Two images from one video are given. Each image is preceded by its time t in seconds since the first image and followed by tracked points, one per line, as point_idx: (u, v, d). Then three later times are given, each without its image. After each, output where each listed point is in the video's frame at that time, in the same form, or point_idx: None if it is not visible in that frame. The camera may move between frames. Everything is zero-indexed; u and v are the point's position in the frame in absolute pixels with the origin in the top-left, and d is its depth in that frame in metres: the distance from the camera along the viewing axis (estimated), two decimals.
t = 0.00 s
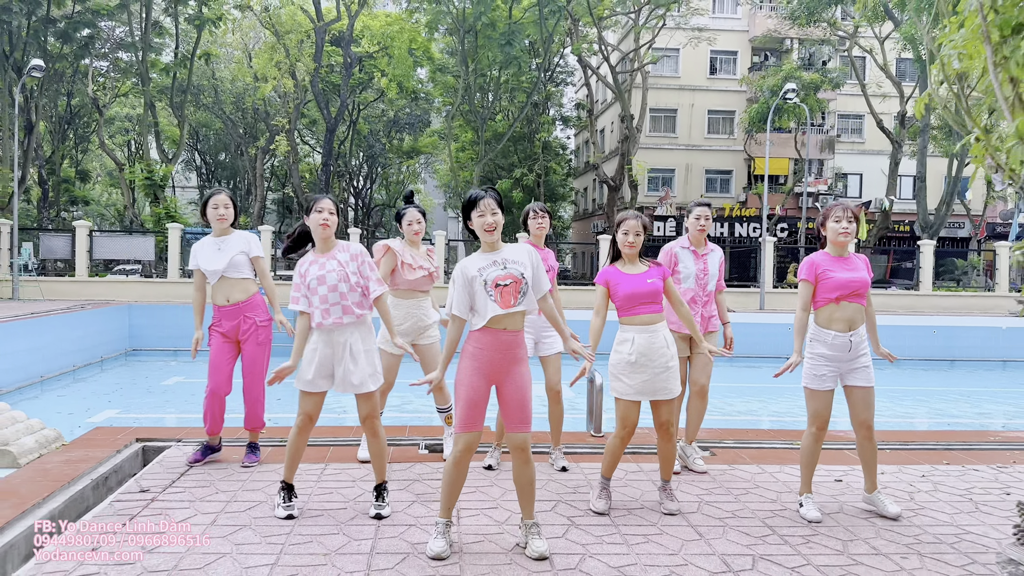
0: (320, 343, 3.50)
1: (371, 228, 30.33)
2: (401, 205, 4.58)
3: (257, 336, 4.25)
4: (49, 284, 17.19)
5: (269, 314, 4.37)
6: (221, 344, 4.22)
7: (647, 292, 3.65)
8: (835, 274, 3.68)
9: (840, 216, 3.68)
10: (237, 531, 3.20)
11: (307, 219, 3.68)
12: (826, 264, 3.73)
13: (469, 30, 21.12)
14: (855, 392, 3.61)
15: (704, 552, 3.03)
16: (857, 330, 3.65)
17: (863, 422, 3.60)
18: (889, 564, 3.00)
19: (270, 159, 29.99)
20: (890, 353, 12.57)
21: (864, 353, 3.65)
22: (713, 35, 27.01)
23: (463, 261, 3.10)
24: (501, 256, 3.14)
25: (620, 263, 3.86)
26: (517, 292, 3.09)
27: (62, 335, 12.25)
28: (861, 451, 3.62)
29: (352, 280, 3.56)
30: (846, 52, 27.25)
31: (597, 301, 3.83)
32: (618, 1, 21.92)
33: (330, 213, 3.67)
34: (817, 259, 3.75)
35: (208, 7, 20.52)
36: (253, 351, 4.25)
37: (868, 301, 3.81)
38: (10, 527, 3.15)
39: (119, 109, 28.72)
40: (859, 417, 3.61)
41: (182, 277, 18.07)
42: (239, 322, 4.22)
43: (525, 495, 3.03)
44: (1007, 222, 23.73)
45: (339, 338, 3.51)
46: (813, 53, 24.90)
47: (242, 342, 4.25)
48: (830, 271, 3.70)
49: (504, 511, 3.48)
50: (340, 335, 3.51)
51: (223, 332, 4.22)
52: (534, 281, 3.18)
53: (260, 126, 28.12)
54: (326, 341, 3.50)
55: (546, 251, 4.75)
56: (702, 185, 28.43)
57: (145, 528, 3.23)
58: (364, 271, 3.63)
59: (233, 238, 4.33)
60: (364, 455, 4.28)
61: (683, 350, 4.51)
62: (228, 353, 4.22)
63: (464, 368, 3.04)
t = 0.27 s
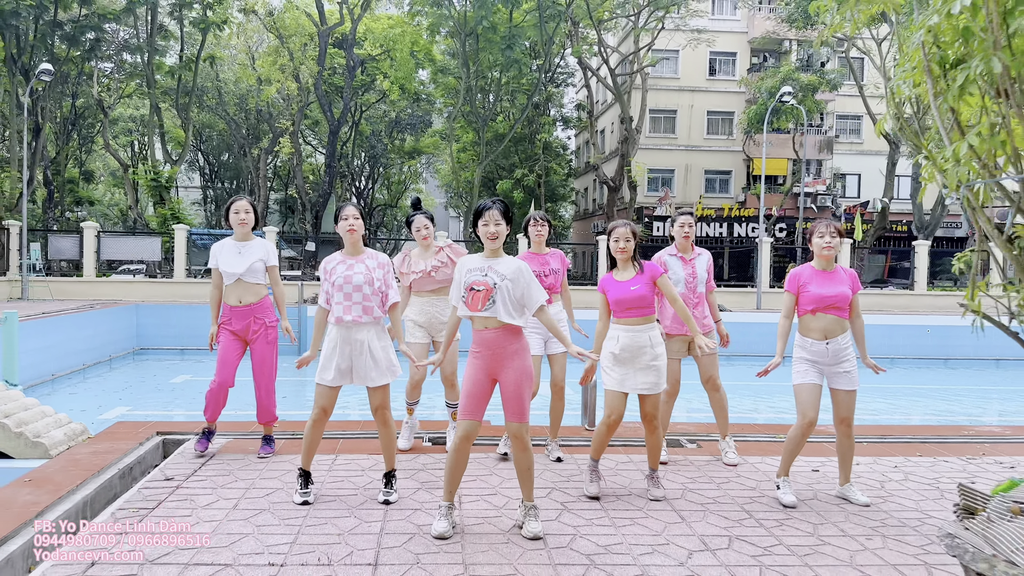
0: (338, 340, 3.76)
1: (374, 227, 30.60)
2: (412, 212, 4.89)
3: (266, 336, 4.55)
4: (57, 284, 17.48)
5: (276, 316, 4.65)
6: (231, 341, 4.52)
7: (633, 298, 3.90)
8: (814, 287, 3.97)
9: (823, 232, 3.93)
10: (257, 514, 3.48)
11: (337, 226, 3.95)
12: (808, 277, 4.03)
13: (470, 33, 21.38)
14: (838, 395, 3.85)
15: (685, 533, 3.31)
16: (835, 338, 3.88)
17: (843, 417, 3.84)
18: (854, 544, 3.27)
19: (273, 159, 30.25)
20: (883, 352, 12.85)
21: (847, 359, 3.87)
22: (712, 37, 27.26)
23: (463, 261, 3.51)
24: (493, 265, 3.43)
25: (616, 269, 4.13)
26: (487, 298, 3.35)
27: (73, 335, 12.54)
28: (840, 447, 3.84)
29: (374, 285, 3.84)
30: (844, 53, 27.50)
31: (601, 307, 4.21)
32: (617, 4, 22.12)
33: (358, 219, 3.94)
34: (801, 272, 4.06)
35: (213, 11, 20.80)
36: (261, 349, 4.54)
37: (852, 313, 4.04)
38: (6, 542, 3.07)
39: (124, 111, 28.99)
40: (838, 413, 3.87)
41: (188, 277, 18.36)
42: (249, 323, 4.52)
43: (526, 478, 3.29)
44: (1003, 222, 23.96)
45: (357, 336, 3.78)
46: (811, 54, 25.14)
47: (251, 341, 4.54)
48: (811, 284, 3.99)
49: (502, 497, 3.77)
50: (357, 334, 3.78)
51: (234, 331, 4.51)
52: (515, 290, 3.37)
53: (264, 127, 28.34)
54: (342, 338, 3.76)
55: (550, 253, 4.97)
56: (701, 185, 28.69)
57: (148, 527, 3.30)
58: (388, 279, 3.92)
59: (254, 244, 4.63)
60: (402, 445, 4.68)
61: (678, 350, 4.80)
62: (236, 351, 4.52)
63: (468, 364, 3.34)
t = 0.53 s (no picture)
0: (333, 348, 3.99)
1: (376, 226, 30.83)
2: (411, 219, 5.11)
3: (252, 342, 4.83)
4: (65, 284, 17.73)
5: (259, 325, 4.91)
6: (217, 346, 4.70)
7: (609, 303, 4.19)
8: (783, 290, 4.22)
9: (789, 240, 4.21)
10: (268, 505, 3.74)
11: (347, 240, 4.21)
12: (777, 282, 4.28)
13: (472, 35, 21.59)
14: (795, 394, 4.12)
15: (665, 522, 3.56)
16: (798, 341, 4.14)
17: (805, 420, 4.08)
18: (822, 532, 3.52)
19: (276, 159, 30.46)
20: (876, 351, 13.09)
21: (804, 362, 4.15)
22: (712, 37, 27.46)
23: (457, 266, 3.71)
24: (488, 275, 3.66)
25: (604, 274, 4.41)
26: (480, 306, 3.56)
27: (81, 334, 12.79)
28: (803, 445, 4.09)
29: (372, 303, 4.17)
30: (843, 54, 27.70)
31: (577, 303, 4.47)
32: (617, 7, 22.29)
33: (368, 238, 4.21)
34: (770, 278, 4.30)
35: (218, 13, 21.03)
36: (248, 354, 4.80)
37: (816, 318, 4.31)
38: (9, 548, 3.03)
39: (128, 111, 29.21)
40: (801, 416, 4.10)
41: (193, 276, 18.62)
42: (239, 329, 4.76)
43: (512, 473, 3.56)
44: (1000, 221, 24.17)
45: (350, 346, 4.03)
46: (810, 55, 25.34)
47: (237, 347, 4.79)
48: (779, 287, 4.24)
49: (496, 488, 4.02)
50: (352, 343, 4.04)
51: (222, 335, 4.71)
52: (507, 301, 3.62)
53: (267, 127, 28.54)
54: (339, 346, 4.00)
55: (536, 258, 5.28)
56: (701, 185, 28.90)
57: (145, 527, 3.43)
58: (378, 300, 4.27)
59: (254, 254, 4.90)
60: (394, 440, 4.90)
61: (664, 353, 5.08)
62: (223, 354, 4.72)
63: (444, 362, 3.57)
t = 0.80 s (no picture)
0: (353, 342, 4.17)
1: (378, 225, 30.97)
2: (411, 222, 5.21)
3: (264, 338, 4.99)
4: (70, 283, 17.91)
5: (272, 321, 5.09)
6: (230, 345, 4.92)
7: (609, 304, 4.33)
8: (770, 289, 4.38)
9: (775, 241, 4.36)
10: (275, 498, 3.92)
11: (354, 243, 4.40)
12: (763, 281, 4.43)
13: (473, 35, 21.70)
14: (784, 386, 4.28)
15: (654, 515, 3.73)
16: (785, 338, 4.33)
17: (796, 414, 4.21)
18: (804, 525, 3.69)
19: (279, 158, 30.58)
20: (873, 349, 13.23)
21: (790, 358, 4.33)
22: (713, 37, 27.57)
23: (463, 271, 3.82)
24: (496, 276, 3.86)
25: (595, 273, 4.54)
26: (504, 306, 3.78)
27: (88, 333, 12.97)
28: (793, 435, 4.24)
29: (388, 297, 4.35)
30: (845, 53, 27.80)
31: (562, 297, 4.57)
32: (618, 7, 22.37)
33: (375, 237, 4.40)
34: (758, 278, 4.44)
35: (221, 14, 21.17)
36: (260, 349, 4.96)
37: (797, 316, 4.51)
38: (14, 549, 3.08)
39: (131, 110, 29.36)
40: (792, 409, 4.23)
41: (197, 275, 18.78)
42: (249, 326, 4.94)
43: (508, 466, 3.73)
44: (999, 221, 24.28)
45: (370, 339, 4.19)
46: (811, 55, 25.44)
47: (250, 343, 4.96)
48: (766, 286, 4.40)
49: (494, 483, 4.20)
50: (371, 337, 4.20)
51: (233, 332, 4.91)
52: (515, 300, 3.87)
53: (270, 126, 28.64)
54: (358, 341, 4.17)
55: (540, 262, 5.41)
56: (702, 183, 29.02)
57: (146, 528, 3.50)
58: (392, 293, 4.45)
59: (257, 253, 5.03)
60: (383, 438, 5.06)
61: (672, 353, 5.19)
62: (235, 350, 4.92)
63: (454, 360, 3.70)
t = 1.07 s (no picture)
0: (371, 342, 4.31)
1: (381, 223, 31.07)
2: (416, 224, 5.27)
3: (290, 336, 5.08)
4: (75, 280, 18.05)
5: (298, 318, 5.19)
6: (261, 342, 5.06)
7: (623, 301, 4.41)
8: (775, 290, 4.48)
9: (782, 244, 4.46)
10: (281, 487, 4.03)
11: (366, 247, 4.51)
12: (769, 282, 4.53)
13: (475, 34, 21.77)
14: (798, 384, 4.37)
15: (649, 504, 3.84)
16: (797, 334, 4.41)
17: (798, 403, 4.37)
18: (795, 514, 3.80)
19: (281, 156, 30.68)
20: (873, 347, 13.31)
21: (806, 354, 4.41)
22: (714, 35, 27.64)
23: (474, 279, 3.99)
24: (506, 278, 3.98)
25: (604, 273, 4.62)
26: (513, 307, 3.88)
27: (93, 329, 13.09)
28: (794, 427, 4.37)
29: (401, 294, 4.41)
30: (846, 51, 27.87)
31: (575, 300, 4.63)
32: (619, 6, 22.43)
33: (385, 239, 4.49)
34: (763, 280, 4.54)
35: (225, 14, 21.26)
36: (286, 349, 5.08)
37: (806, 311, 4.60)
38: (12, 549, 3.06)
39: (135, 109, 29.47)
40: (795, 400, 4.39)
41: (201, 272, 18.90)
42: (276, 325, 5.05)
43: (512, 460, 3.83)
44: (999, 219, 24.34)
45: (386, 338, 4.31)
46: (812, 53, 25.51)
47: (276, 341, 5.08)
48: (772, 287, 4.50)
49: (494, 474, 4.32)
50: (387, 336, 4.31)
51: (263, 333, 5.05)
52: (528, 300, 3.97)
53: (272, 125, 28.73)
54: (373, 340, 4.31)
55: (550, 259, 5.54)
56: (703, 181, 29.10)
57: (147, 528, 3.48)
58: (410, 287, 4.50)
59: (273, 255, 5.12)
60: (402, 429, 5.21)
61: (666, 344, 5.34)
62: (265, 349, 5.06)
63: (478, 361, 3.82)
